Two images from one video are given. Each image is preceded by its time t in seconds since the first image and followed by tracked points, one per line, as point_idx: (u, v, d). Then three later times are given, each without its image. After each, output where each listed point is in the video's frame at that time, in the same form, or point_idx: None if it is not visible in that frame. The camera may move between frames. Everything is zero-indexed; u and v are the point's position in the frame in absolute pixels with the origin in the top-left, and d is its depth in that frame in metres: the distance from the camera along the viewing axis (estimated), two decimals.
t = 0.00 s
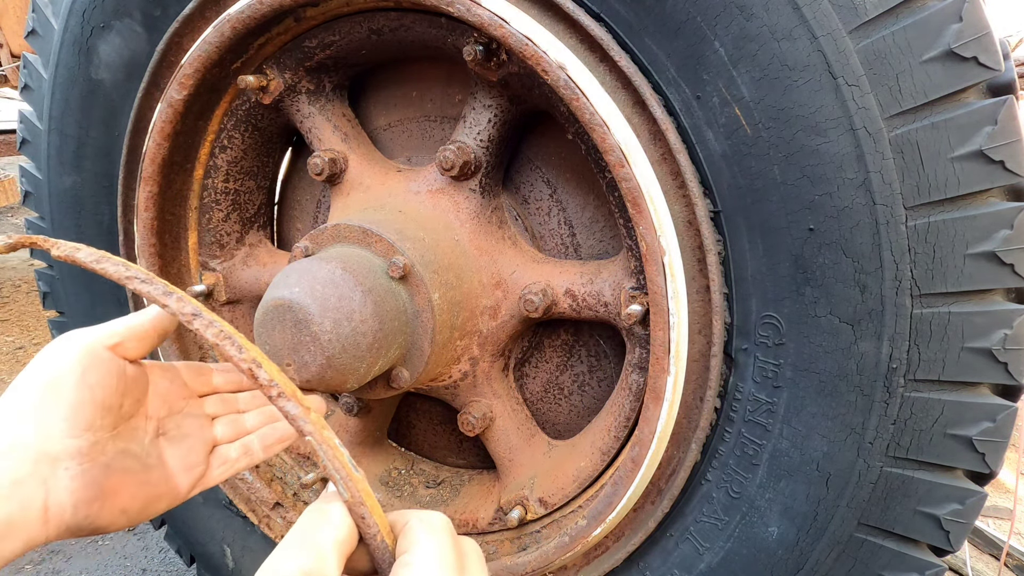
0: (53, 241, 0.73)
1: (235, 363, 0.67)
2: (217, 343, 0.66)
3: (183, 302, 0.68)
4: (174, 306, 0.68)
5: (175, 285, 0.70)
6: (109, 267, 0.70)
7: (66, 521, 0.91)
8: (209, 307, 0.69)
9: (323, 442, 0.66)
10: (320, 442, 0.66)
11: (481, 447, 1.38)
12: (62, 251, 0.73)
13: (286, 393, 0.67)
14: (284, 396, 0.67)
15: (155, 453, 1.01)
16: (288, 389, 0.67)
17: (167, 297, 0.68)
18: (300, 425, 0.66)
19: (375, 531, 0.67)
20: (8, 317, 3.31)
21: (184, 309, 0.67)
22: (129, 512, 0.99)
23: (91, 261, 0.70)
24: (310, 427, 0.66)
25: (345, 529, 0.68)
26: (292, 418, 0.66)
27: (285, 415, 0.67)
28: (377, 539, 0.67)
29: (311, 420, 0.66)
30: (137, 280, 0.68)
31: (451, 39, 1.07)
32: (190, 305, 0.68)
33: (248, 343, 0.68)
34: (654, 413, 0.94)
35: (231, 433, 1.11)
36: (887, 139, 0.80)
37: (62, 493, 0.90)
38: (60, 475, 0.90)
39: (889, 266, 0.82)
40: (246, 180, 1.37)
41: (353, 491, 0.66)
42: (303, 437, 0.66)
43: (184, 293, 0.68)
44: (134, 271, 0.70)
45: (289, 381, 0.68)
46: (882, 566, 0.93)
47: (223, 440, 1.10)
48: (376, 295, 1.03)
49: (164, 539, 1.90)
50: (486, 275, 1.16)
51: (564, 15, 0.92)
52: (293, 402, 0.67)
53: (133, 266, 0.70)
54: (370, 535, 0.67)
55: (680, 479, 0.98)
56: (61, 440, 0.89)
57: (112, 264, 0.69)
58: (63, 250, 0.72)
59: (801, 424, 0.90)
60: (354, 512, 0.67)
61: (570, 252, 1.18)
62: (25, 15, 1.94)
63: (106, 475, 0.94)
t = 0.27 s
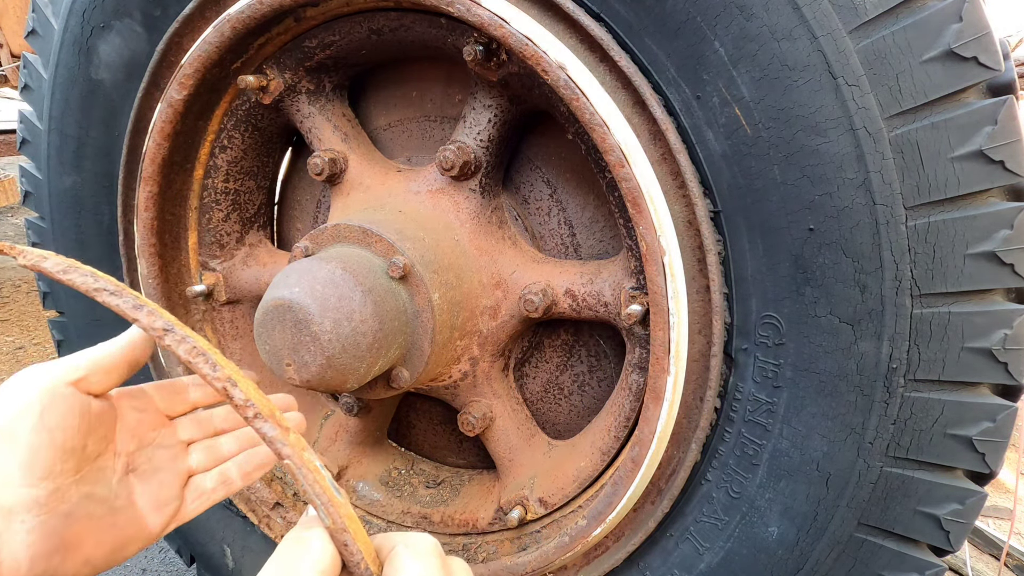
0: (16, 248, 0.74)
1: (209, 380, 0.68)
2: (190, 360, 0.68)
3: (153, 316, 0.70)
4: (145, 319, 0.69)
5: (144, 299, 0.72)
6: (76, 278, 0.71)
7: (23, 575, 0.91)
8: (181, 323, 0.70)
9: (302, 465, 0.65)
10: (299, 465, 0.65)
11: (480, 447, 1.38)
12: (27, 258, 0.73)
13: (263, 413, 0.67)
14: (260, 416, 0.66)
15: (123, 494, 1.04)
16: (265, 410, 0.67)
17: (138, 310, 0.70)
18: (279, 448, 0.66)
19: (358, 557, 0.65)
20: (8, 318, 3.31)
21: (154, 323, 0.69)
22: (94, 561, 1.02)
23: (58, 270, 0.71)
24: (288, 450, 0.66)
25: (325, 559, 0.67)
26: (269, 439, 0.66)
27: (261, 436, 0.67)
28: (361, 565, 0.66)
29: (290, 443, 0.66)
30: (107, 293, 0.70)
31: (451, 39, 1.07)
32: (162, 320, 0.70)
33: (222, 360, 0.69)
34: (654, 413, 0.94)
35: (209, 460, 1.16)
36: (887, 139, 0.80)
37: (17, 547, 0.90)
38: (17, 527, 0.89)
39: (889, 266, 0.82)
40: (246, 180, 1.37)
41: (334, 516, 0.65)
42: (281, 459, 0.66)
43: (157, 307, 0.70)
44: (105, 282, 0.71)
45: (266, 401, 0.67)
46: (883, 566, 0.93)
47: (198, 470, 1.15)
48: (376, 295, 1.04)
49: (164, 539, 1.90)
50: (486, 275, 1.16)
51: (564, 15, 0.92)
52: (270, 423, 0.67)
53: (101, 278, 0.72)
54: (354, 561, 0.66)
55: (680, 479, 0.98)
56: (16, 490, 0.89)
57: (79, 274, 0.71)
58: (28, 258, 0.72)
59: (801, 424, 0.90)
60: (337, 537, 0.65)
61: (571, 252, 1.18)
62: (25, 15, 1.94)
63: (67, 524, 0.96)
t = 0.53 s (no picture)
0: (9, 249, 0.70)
1: (206, 378, 0.67)
2: (187, 358, 0.66)
3: (148, 315, 0.68)
4: (139, 318, 0.67)
5: (139, 296, 0.69)
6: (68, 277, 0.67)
7: None
8: (176, 321, 0.69)
9: (300, 462, 0.66)
10: (298, 462, 0.66)
11: (480, 447, 1.38)
12: (19, 259, 0.69)
13: (260, 411, 0.66)
14: (257, 414, 0.66)
15: None
16: (262, 407, 0.67)
17: (132, 308, 0.68)
18: (276, 444, 0.66)
19: (357, 553, 0.66)
20: (9, 317, 3.31)
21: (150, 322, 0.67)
22: None
23: (51, 270, 0.67)
24: (286, 447, 0.66)
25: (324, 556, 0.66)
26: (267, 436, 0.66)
27: (259, 432, 0.67)
28: (360, 561, 0.66)
29: (288, 440, 0.67)
30: (100, 292, 0.67)
31: (451, 39, 1.07)
32: (157, 318, 0.68)
33: (219, 358, 0.68)
34: (654, 414, 0.94)
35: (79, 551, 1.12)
36: (887, 139, 0.80)
37: None
38: None
39: (889, 266, 0.82)
40: (246, 180, 1.37)
41: (332, 511, 0.66)
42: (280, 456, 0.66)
43: (151, 306, 0.68)
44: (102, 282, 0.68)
45: (263, 398, 0.67)
46: (882, 566, 0.93)
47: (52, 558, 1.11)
48: (376, 295, 1.03)
49: (164, 539, 1.89)
50: (486, 275, 1.16)
51: (564, 15, 0.92)
52: (268, 420, 0.67)
53: (95, 276, 0.68)
54: (353, 557, 0.66)
55: (680, 479, 0.98)
56: None
57: (72, 273, 0.67)
58: (22, 258, 0.69)
59: (801, 424, 0.90)
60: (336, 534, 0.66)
61: (570, 252, 1.18)
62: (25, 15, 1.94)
63: None
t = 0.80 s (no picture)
0: None
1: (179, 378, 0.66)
2: (159, 358, 0.66)
3: (120, 314, 0.67)
4: (111, 317, 0.66)
5: (111, 296, 0.68)
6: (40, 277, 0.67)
7: None
8: (148, 319, 0.68)
9: (276, 460, 0.67)
10: (273, 460, 0.67)
11: (481, 447, 1.38)
12: None
13: (235, 409, 0.66)
14: (231, 412, 0.66)
15: None
16: (236, 405, 0.67)
17: (104, 308, 0.67)
18: (251, 442, 0.66)
19: (336, 553, 0.65)
20: (8, 317, 3.31)
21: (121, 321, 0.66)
22: None
23: (21, 270, 0.66)
24: (261, 445, 0.67)
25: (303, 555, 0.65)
26: (241, 435, 0.66)
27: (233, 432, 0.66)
28: (339, 561, 0.65)
29: (263, 438, 0.67)
30: (71, 291, 0.66)
31: (451, 39, 1.07)
32: (130, 317, 0.67)
33: (193, 357, 0.68)
34: (654, 414, 0.94)
35: None
36: (887, 139, 0.80)
37: None
38: None
39: (889, 266, 0.82)
40: (246, 180, 1.37)
41: (309, 510, 0.66)
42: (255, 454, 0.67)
43: (123, 304, 0.67)
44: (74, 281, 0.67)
45: (236, 396, 0.67)
46: (883, 566, 0.93)
47: None
48: (376, 295, 1.03)
49: (164, 539, 1.90)
50: (486, 275, 1.16)
51: (564, 15, 0.92)
52: (242, 418, 0.66)
53: (67, 276, 0.67)
54: (331, 557, 0.65)
55: (680, 479, 0.98)
56: None
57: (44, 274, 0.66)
58: None
59: (801, 424, 0.90)
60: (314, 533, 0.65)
61: (570, 252, 1.18)
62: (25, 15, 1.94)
63: None
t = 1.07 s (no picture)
0: None
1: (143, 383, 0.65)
2: (120, 363, 0.64)
3: (75, 320, 0.63)
4: (65, 324, 0.63)
5: (62, 300, 0.65)
6: None
7: None
8: (105, 323, 0.65)
9: (251, 461, 0.66)
10: (248, 461, 0.66)
11: (481, 447, 1.38)
12: None
13: (204, 412, 0.66)
14: (201, 416, 0.66)
15: None
16: (205, 408, 0.66)
17: (58, 314, 0.64)
18: (225, 445, 0.66)
19: (319, 548, 0.66)
20: (8, 317, 3.31)
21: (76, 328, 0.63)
22: None
23: None
24: (235, 446, 0.66)
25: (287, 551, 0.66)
26: (213, 437, 0.66)
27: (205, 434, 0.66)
28: (323, 556, 0.66)
29: (236, 439, 0.66)
30: (20, 299, 0.63)
31: (451, 39, 1.07)
32: (84, 322, 0.64)
33: (156, 359, 0.66)
34: (654, 414, 0.94)
35: None
36: (888, 139, 0.80)
37: None
38: None
39: (889, 266, 0.82)
40: (246, 180, 1.37)
41: (289, 508, 0.67)
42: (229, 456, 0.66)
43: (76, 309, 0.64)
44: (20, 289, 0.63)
45: (206, 398, 0.67)
46: (883, 566, 0.93)
47: None
48: (376, 295, 1.03)
49: (164, 539, 1.90)
50: (486, 275, 1.16)
51: (564, 15, 0.92)
52: (212, 420, 0.66)
53: (13, 282, 0.64)
54: (315, 553, 0.66)
55: (680, 479, 0.98)
56: None
57: None
58: None
59: (801, 424, 0.90)
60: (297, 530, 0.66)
61: (570, 252, 1.18)
62: (26, 15, 1.94)
63: None
